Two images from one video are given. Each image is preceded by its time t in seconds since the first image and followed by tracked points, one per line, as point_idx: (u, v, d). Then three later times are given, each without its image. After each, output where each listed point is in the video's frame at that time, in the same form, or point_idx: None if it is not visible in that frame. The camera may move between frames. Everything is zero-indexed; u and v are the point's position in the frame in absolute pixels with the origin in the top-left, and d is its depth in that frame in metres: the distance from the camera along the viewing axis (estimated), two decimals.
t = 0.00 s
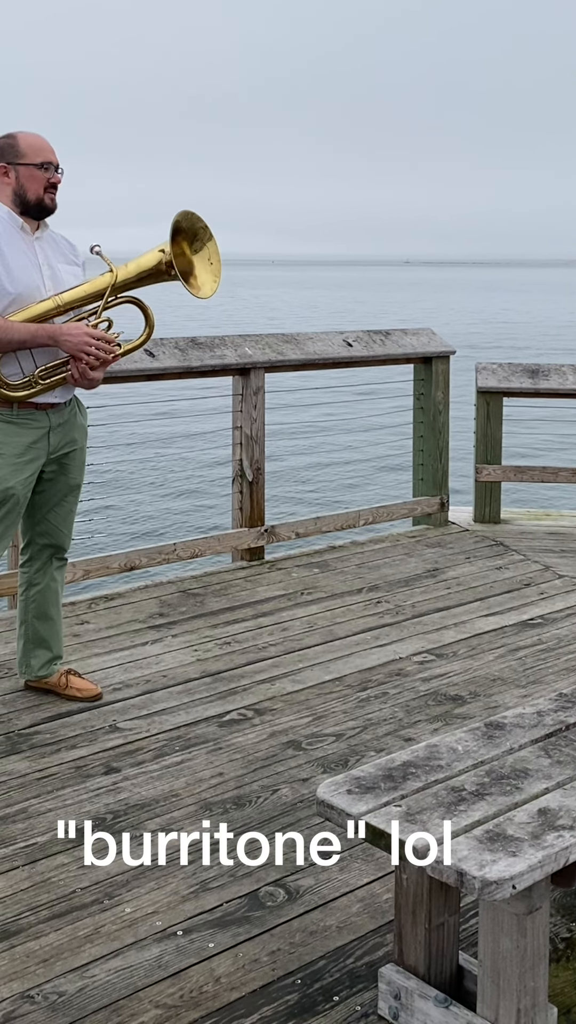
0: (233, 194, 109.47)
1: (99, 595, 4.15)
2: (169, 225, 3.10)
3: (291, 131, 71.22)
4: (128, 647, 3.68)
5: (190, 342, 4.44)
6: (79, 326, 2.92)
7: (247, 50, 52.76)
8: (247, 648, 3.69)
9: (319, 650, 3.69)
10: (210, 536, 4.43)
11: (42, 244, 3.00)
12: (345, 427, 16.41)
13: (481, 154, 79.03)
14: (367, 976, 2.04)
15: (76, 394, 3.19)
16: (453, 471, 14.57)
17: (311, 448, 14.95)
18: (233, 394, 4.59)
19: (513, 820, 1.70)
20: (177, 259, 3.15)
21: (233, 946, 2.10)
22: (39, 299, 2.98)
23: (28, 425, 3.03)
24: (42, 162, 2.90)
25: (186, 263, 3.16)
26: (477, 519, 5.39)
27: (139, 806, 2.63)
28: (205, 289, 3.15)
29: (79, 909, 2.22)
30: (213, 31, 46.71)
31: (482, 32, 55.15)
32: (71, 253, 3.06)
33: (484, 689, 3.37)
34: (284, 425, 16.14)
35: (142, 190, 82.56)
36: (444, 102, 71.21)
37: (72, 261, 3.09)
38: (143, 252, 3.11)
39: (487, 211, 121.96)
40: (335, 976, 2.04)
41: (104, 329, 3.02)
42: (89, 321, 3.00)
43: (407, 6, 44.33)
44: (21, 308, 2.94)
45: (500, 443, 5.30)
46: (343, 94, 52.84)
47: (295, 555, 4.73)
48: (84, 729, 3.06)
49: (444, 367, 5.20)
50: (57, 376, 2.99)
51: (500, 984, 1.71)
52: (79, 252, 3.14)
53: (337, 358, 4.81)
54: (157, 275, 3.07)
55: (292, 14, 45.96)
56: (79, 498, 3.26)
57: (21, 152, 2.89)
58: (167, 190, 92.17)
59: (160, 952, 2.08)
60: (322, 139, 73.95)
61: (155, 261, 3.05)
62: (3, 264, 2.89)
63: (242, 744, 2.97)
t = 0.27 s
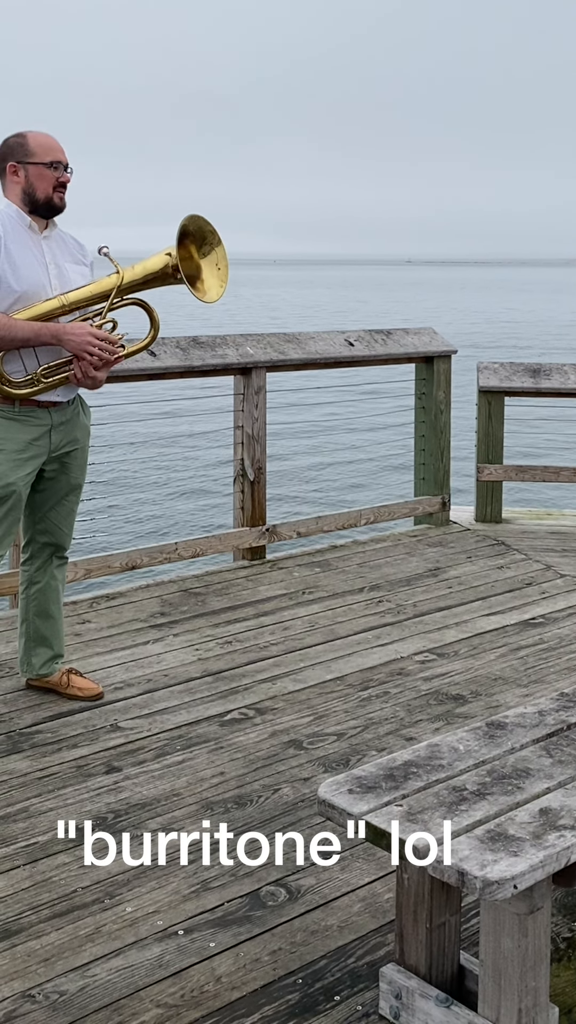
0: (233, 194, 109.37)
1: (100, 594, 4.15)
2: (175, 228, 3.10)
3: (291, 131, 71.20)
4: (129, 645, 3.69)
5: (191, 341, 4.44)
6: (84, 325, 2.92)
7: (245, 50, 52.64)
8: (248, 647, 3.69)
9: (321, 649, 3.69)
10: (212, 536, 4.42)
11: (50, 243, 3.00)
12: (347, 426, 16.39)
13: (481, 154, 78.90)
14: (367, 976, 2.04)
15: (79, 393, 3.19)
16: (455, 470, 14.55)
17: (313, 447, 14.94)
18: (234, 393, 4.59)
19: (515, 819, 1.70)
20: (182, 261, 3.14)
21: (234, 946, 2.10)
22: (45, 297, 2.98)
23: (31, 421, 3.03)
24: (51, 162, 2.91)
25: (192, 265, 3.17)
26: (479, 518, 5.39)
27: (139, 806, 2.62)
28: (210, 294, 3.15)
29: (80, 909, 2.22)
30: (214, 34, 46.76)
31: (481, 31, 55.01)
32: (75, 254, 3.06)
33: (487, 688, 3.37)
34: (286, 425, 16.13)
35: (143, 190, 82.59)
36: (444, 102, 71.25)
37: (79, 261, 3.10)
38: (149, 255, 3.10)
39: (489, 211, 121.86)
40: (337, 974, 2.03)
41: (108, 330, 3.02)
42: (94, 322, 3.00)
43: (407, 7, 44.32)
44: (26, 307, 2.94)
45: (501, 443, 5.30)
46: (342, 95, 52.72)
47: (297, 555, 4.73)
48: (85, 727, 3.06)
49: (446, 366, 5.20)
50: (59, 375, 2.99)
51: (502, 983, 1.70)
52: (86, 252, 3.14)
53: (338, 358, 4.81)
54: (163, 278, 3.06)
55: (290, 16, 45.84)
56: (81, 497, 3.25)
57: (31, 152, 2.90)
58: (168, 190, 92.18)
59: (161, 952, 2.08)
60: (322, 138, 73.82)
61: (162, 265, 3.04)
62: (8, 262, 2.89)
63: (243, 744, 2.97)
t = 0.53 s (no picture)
0: (236, 193, 109.38)
1: (102, 593, 4.15)
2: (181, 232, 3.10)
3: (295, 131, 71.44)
4: (132, 643, 3.70)
5: (193, 338, 4.43)
6: (87, 324, 2.93)
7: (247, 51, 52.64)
8: (250, 644, 3.70)
9: (323, 646, 3.69)
10: (212, 534, 4.42)
11: (56, 243, 3.00)
12: (349, 426, 16.41)
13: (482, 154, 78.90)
14: (367, 974, 2.04)
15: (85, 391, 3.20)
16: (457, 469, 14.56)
17: (315, 446, 14.94)
18: (235, 392, 4.58)
19: (517, 819, 1.69)
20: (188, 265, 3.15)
21: (235, 945, 2.10)
22: (49, 295, 2.98)
23: (31, 419, 3.03)
24: (59, 160, 2.91)
25: (199, 269, 3.17)
26: (480, 518, 5.39)
27: (141, 804, 2.62)
28: (216, 296, 3.15)
29: (83, 906, 2.22)
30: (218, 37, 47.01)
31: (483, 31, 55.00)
32: (79, 254, 3.06)
33: (488, 687, 3.36)
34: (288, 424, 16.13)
35: (146, 190, 82.79)
36: (447, 102, 71.55)
37: (85, 261, 3.10)
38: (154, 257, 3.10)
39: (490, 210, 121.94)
40: (339, 974, 2.03)
41: (115, 330, 3.02)
42: (98, 322, 2.99)
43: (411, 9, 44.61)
44: (30, 304, 2.94)
45: (504, 441, 5.29)
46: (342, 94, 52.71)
47: (298, 553, 4.74)
48: (88, 726, 3.06)
49: (447, 365, 5.20)
50: (62, 373, 2.99)
51: (501, 981, 1.71)
52: (92, 251, 3.15)
53: (340, 356, 4.80)
54: (169, 279, 3.07)
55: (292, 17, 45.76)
56: (84, 495, 3.26)
57: (39, 151, 2.90)
58: (171, 189, 92.29)
59: (163, 950, 2.08)
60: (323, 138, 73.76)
61: (168, 266, 3.05)
62: (13, 260, 2.89)
63: (245, 742, 2.96)
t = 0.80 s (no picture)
0: (238, 193, 109.25)
1: (103, 593, 4.15)
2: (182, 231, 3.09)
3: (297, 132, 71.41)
4: (132, 643, 3.70)
5: (194, 337, 4.43)
6: (89, 322, 2.93)
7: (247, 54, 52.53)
8: (251, 644, 3.70)
9: (324, 646, 3.69)
10: (213, 534, 4.42)
11: (60, 243, 3.01)
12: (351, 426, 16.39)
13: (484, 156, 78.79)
14: (369, 975, 2.03)
15: (87, 390, 3.19)
16: (460, 469, 14.54)
17: (317, 446, 14.93)
18: (237, 391, 4.58)
19: (515, 818, 1.70)
20: (191, 263, 3.15)
21: (235, 944, 2.10)
22: (52, 293, 2.98)
23: (32, 417, 3.04)
24: (64, 160, 2.91)
25: (202, 269, 3.17)
26: (481, 517, 5.39)
27: (142, 803, 2.62)
28: (219, 296, 3.14)
29: (83, 906, 2.22)
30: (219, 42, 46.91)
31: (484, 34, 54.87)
32: (81, 254, 3.05)
33: (488, 686, 3.37)
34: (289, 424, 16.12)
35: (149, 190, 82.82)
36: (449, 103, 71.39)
37: (89, 260, 3.10)
38: (158, 257, 3.10)
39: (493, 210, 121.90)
40: (338, 972, 2.03)
41: (116, 330, 3.02)
42: (100, 321, 2.99)
43: (416, 13, 44.64)
44: (32, 303, 2.95)
45: (504, 440, 5.30)
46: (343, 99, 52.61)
47: (300, 552, 4.74)
48: (88, 725, 3.06)
49: (449, 364, 5.21)
50: (62, 372, 2.98)
51: (501, 982, 1.71)
52: (97, 250, 3.15)
53: (341, 356, 4.81)
54: (171, 280, 3.07)
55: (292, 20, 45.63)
56: (87, 492, 3.26)
57: (44, 150, 2.90)
58: (174, 189, 92.30)
59: (163, 949, 2.08)
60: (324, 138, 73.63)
61: (170, 267, 3.04)
62: (16, 258, 2.90)
63: (246, 741, 2.97)
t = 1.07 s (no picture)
0: (238, 191, 109.24)
1: (103, 591, 4.15)
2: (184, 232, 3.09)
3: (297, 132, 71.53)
4: (133, 642, 3.69)
5: (195, 337, 4.43)
6: (89, 321, 2.93)
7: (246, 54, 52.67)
8: (252, 643, 3.70)
9: (325, 645, 3.70)
10: (215, 533, 4.42)
11: (62, 242, 3.01)
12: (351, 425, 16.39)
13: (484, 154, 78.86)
14: (369, 973, 2.04)
15: (88, 389, 3.19)
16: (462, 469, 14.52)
17: (318, 444, 14.93)
18: (238, 391, 4.58)
19: (518, 816, 1.70)
20: (192, 262, 3.15)
21: (235, 943, 2.10)
22: (53, 292, 2.98)
23: (34, 416, 3.03)
24: (67, 158, 2.91)
25: (204, 268, 3.17)
26: (482, 516, 5.39)
27: (142, 802, 2.62)
28: (220, 296, 3.14)
29: (84, 904, 2.22)
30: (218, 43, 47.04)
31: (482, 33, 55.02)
32: (82, 252, 3.05)
33: (490, 685, 3.37)
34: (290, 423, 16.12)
35: (150, 189, 82.97)
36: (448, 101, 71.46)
37: (91, 260, 3.10)
38: (160, 256, 3.10)
39: (494, 209, 121.98)
40: (339, 970, 2.04)
41: (117, 329, 3.02)
42: (101, 321, 2.99)
43: (415, 13, 44.81)
44: (33, 301, 2.95)
45: (506, 441, 5.29)
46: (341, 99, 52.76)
47: (301, 551, 4.74)
48: (89, 724, 3.06)
49: (450, 364, 5.20)
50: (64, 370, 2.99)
51: (504, 981, 1.70)
52: (100, 250, 3.15)
53: (342, 355, 4.82)
54: (172, 280, 3.06)
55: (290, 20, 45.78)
56: (88, 492, 3.26)
57: (47, 150, 2.90)
58: (175, 188, 92.43)
59: (164, 947, 2.08)
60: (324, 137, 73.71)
61: (171, 268, 3.04)
62: (17, 258, 2.90)
63: (247, 741, 2.97)
